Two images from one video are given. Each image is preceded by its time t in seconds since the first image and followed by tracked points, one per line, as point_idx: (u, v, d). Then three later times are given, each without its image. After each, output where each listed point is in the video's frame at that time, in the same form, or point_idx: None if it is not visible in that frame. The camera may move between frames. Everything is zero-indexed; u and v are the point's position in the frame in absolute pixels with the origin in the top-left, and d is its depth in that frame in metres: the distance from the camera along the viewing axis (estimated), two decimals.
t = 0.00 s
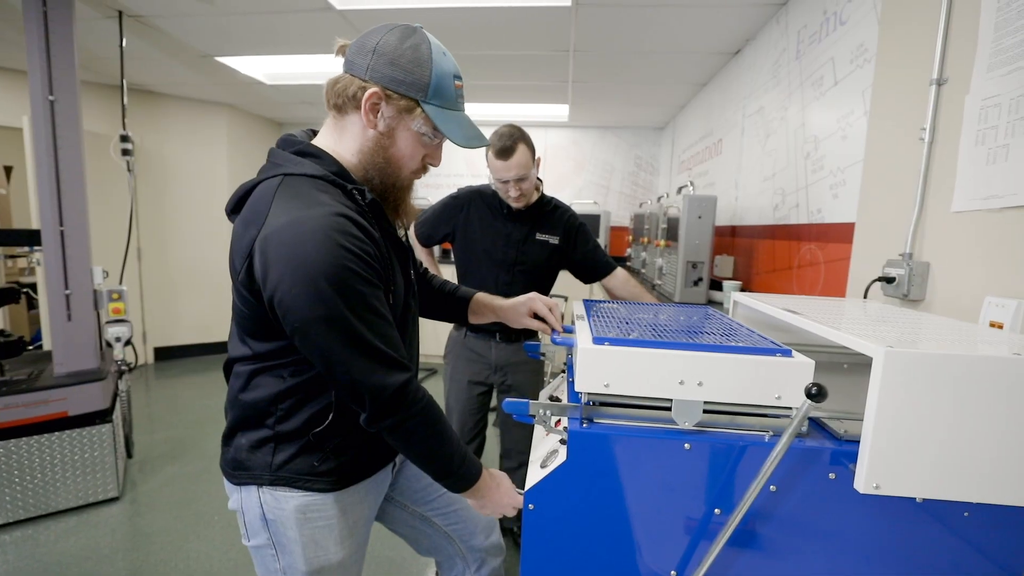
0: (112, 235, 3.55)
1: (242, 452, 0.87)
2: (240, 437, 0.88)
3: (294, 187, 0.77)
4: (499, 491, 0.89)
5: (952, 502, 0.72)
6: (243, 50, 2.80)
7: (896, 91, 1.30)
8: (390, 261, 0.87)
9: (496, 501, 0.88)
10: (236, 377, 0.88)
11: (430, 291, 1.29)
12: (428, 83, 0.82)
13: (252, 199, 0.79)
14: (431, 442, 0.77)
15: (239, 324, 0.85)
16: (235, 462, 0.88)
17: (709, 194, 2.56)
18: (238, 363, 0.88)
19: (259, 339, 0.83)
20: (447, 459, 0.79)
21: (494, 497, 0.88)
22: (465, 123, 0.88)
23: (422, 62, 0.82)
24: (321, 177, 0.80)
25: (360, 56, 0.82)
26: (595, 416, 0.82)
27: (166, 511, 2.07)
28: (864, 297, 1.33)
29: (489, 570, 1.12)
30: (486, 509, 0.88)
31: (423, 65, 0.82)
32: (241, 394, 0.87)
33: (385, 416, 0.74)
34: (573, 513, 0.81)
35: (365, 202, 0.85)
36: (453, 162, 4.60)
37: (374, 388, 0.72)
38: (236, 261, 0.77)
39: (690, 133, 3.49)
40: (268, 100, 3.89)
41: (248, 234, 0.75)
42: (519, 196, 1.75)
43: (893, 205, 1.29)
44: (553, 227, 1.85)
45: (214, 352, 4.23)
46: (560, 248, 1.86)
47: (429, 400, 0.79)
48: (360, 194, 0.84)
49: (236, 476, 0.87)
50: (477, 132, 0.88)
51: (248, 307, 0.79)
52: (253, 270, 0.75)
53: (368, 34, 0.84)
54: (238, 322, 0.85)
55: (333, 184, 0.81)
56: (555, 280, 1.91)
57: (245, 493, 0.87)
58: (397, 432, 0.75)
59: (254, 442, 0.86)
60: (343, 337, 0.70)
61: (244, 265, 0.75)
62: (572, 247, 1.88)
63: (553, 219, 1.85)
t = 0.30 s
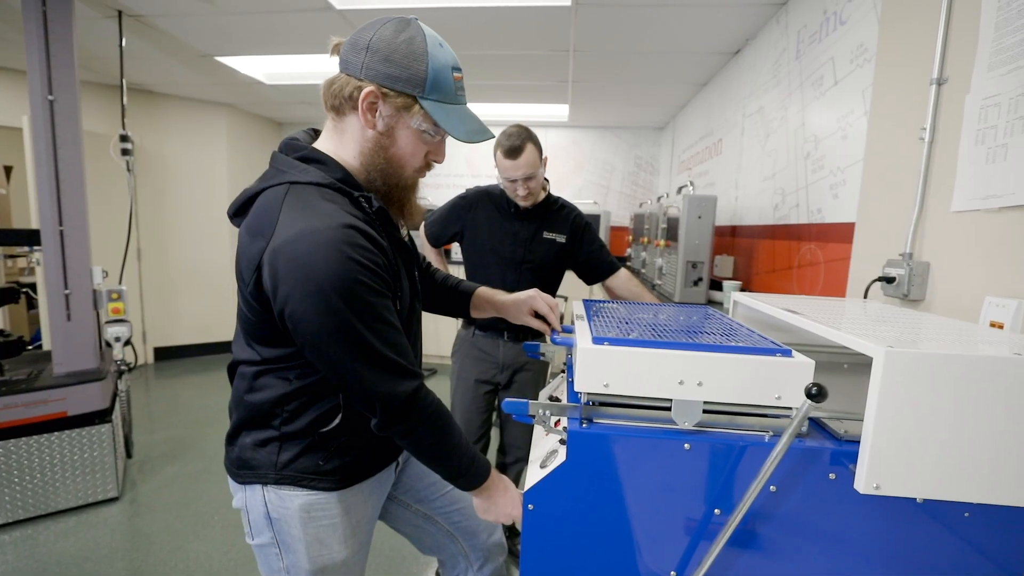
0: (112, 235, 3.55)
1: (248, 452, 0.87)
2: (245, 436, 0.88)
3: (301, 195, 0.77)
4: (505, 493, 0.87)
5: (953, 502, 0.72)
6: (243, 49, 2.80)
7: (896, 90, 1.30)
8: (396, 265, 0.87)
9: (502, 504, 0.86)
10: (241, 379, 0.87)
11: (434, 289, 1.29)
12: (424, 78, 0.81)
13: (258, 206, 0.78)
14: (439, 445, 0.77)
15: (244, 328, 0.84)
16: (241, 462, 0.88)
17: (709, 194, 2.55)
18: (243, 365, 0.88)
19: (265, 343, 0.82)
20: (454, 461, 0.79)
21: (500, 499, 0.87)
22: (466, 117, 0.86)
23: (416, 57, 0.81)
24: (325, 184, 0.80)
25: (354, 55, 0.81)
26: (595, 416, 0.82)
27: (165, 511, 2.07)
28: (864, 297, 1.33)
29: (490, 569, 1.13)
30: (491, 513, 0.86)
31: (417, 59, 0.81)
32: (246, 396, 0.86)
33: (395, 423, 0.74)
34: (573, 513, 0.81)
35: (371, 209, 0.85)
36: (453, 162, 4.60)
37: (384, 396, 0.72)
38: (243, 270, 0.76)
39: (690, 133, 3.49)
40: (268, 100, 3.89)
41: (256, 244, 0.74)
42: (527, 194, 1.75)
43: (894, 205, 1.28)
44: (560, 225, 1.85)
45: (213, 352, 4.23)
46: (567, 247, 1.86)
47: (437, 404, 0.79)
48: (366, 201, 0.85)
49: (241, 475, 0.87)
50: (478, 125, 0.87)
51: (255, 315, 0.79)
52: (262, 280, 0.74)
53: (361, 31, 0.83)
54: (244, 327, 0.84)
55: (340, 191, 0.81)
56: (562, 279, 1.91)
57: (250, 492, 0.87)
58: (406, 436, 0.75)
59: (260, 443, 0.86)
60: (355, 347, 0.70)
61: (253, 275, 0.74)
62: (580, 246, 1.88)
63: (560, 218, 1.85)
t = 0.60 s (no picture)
0: (114, 237, 3.55)
1: (256, 455, 0.86)
2: (255, 440, 0.87)
3: (314, 204, 0.76)
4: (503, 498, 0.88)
5: (955, 508, 0.72)
6: (245, 53, 2.81)
7: (896, 95, 1.30)
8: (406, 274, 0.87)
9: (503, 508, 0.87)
10: (250, 383, 0.87)
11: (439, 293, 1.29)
12: (431, 74, 0.81)
13: (271, 214, 0.77)
14: (446, 455, 0.77)
15: (255, 333, 0.83)
16: (248, 464, 0.87)
17: (710, 198, 2.56)
18: (252, 370, 0.87)
19: (275, 349, 0.82)
20: (458, 471, 0.79)
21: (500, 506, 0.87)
22: (475, 109, 0.86)
23: (420, 54, 0.80)
24: (339, 193, 0.79)
25: (357, 60, 0.81)
26: (596, 420, 0.82)
27: (165, 514, 2.07)
28: (865, 301, 1.33)
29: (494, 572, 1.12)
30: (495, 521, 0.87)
31: (422, 55, 0.80)
32: (255, 400, 0.86)
33: (404, 433, 0.74)
34: (576, 518, 0.80)
35: (384, 218, 0.86)
36: (454, 165, 4.61)
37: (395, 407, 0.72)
38: (256, 277, 0.76)
39: (691, 137, 3.49)
40: (270, 103, 3.90)
41: (269, 253, 0.74)
42: (535, 200, 1.76)
43: (895, 209, 1.28)
44: (567, 231, 1.85)
45: (214, 354, 4.23)
46: (574, 252, 1.85)
47: (444, 416, 0.79)
48: (381, 211, 0.86)
49: (250, 479, 0.86)
50: (489, 118, 0.86)
51: (267, 322, 0.79)
52: (274, 289, 0.74)
53: (361, 34, 0.83)
54: (254, 332, 0.84)
55: (354, 201, 0.81)
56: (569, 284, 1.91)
57: (258, 496, 0.86)
58: (414, 448, 0.75)
59: (268, 447, 0.85)
60: (367, 360, 0.70)
61: (265, 283, 0.74)
62: (586, 251, 1.88)
63: (566, 223, 1.85)
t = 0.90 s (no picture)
0: (119, 251, 3.58)
1: (265, 468, 0.87)
2: (264, 456, 0.87)
3: (331, 229, 0.77)
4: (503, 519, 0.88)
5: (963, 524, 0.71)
6: (250, 69, 2.85)
7: (895, 109, 1.32)
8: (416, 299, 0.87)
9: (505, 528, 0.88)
10: (262, 398, 0.87)
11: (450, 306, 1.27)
12: (448, 93, 0.82)
13: (287, 237, 0.79)
14: (446, 484, 0.77)
15: (267, 352, 0.84)
16: (258, 476, 0.87)
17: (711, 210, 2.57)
18: (264, 386, 0.87)
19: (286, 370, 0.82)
20: (457, 498, 0.79)
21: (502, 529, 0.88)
22: (494, 124, 0.87)
23: (436, 72, 0.81)
24: (358, 218, 0.80)
25: (373, 84, 0.82)
26: (598, 436, 0.82)
27: (165, 530, 2.06)
28: (868, 314, 1.33)
29: None
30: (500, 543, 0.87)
31: (438, 74, 0.81)
32: (266, 416, 0.86)
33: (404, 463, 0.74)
34: (582, 535, 0.80)
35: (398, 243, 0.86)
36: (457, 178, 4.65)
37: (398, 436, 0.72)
38: (269, 298, 0.77)
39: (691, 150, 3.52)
40: (274, 118, 3.95)
41: (284, 275, 0.74)
42: (535, 209, 1.77)
43: (895, 222, 1.29)
44: (568, 243, 1.86)
45: (217, 368, 4.23)
46: (575, 264, 1.86)
47: (444, 447, 0.79)
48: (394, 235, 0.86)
49: (260, 492, 0.87)
50: (506, 131, 0.87)
51: (280, 342, 0.79)
52: (287, 311, 0.74)
53: (375, 58, 0.84)
54: (267, 351, 0.84)
55: (369, 225, 0.81)
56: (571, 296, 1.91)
57: (267, 508, 0.87)
58: (413, 476, 0.75)
59: (277, 461, 0.85)
60: (372, 390, 0.70)
61: (278, 305, 0.74)
62: (588, 263, 1.88)
63: (567, 236, 1.86)
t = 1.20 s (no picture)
0: (120, 257, 3.59)
1: (267, 464, 0.87)
2: (267, 452, 0.88)
3: (351, 245, 0.77)
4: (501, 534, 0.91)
5: (961, 527, 0.71)
6: (251, 76, 2.87)
7: (890, 114, 1.33)
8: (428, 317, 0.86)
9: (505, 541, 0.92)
10: (270, 396, 0.87)
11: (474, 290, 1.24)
12: (484, 115, 0.80)
13: (311, 246, 0.79)
14: (441, 504, 0.79)
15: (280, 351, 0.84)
16: (260, 470, 0.88)
17: (710, 215, 2.58)
18: (274, 384, 0.87)
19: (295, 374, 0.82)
20: (452, 515, 0.80)
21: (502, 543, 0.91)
22: (529, 143, 0.85)
23: (473, 94, 0.80)
24: (384, 238, 0.80)
25: (408, 107, 0.82)
26: (598, 440, 0.82)
27: (166, 536, 2.05)
28: (867, 318, 1.33)
29: None
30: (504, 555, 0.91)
31: (475, 97, 0.80)
32: (272, 415, 0.86)
33: (400, 483, 0.75)
34: (581, 537, 0.80)
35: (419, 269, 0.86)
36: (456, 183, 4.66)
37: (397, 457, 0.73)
38: (285, 303, 0.77)
39: (690, 155, 3.53)
40: (275, 124, 3.96)
41: (301, 284, 0.75)
42: (535, 212, 1.78)
43: (893, 226, 1.30)
44: (567, 247, 1.87)
45: (217, 373, 4.23)
46: (575, 268, 1.87)
47: (442, 471, 0.80)
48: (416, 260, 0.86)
49: (261, 488, 0.87)
50: (540, 153, 0.86)
51: (294, 347, 0.79)
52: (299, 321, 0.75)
53: (409, 81, 0.83)
54: (280, 351, 0.84)
55: (391, 245, 0.81)
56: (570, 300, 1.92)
57: (268, 506, 0.87)
58: (408, 496, 0.76)
59: (278, 458, 0.86)
60: (375, 412, 0.70)
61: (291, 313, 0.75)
62: (587, 268, 1.89)
63: (566, 240, 1.87)
